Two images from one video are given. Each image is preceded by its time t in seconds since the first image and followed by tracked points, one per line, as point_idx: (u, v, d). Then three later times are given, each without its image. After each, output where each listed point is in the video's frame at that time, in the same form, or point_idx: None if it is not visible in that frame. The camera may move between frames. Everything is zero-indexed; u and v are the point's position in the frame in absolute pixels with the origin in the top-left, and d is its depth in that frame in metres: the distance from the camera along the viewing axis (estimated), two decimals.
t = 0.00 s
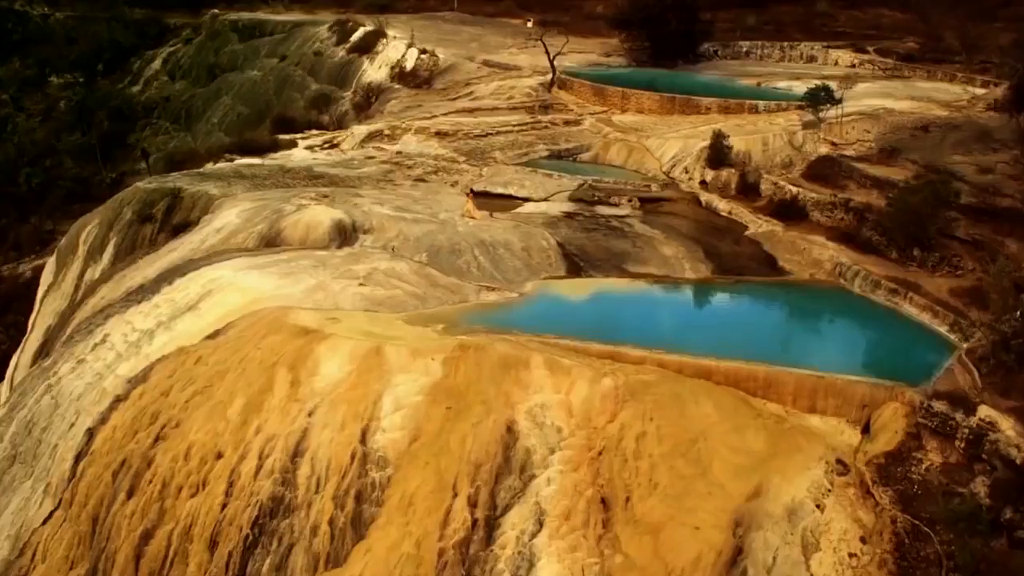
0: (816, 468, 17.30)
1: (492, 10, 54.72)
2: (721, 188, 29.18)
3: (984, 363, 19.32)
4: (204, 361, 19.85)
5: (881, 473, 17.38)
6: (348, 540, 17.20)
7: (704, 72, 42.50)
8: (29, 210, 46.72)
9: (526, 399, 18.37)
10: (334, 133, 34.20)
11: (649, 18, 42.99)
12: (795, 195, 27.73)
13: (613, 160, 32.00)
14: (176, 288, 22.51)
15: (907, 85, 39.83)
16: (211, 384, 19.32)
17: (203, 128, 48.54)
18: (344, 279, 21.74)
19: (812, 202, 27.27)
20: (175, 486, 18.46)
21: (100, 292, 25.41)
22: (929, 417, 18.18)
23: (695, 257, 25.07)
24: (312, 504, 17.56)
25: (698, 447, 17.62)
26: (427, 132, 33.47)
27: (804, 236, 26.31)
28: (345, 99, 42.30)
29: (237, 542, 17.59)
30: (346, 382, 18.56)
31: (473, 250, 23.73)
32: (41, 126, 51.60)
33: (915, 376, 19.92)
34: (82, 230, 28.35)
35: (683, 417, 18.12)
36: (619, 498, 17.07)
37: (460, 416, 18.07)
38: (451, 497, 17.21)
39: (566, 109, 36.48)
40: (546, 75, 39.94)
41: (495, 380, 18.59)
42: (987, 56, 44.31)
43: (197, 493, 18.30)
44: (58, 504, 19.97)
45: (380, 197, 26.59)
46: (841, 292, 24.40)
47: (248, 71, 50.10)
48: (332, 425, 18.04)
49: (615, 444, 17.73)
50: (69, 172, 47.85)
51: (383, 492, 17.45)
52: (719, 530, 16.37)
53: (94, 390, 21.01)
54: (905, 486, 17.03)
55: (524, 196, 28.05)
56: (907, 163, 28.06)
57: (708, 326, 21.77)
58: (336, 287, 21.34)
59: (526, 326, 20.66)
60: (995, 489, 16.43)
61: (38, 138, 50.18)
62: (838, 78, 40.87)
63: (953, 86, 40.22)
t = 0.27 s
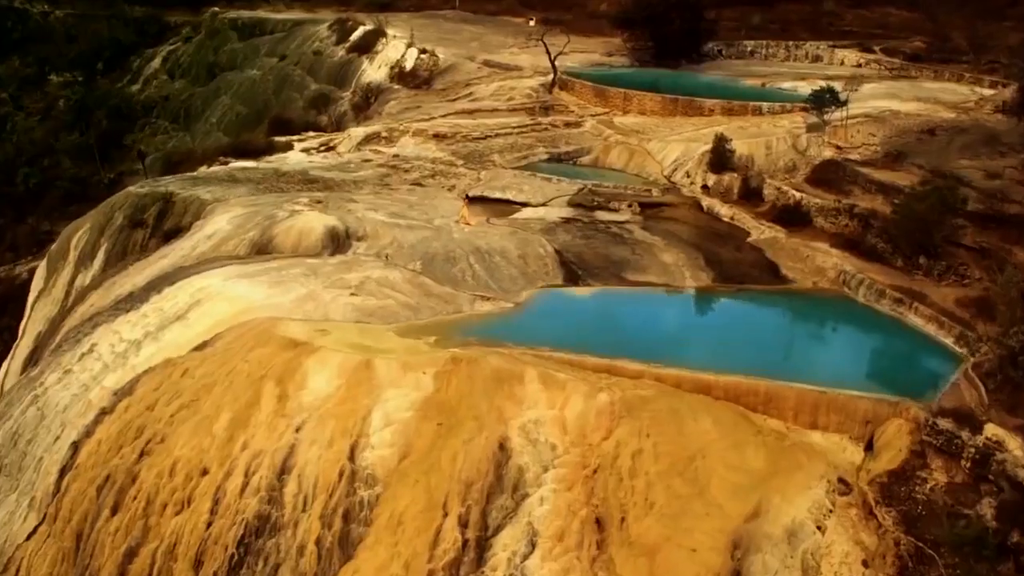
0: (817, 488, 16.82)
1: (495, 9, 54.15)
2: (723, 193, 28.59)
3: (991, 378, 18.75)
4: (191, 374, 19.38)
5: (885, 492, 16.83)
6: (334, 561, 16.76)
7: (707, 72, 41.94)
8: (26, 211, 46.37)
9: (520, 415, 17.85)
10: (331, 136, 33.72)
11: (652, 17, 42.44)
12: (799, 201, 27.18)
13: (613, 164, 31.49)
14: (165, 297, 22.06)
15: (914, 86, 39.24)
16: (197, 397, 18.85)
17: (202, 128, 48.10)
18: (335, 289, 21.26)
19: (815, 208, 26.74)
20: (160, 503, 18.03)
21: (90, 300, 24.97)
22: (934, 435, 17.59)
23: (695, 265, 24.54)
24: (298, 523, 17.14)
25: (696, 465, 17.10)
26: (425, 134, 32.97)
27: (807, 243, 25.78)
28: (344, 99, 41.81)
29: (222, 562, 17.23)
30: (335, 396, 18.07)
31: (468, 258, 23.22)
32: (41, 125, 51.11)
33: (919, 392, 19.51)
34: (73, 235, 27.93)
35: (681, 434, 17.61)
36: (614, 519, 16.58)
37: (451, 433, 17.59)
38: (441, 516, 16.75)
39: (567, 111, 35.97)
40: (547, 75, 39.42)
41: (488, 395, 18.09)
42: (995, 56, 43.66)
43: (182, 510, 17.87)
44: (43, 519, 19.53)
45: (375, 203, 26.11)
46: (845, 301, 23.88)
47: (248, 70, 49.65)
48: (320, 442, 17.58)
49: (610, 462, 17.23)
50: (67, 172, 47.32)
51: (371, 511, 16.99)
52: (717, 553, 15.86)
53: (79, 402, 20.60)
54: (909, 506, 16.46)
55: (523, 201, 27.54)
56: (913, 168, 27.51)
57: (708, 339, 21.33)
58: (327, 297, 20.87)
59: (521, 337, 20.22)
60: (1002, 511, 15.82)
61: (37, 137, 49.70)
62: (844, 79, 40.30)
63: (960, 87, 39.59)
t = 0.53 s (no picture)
0: (819, 509, 16.36)
1: (497, 6, 53.57)
2: (725, 198, 28.02)
3: (999, 395, 18.17)
4: (177, 387, 18.93)
5: (887, 514, 16.25)
6: None
7: (711, 72, 41.38)
8: (25, 211, 45.34)
9: (512, 431, 17.36)
10: (327, 138, 33.22)
11: (655, 16, 41.93)
12: (802, 207, 26.64)
13: (613, 167, 30.93)
14: (153, 306, 21.61)
15: (921, 87, 38.61)
16: (183, 412, 18.40)
17: (201, 128, 47.71)
18: (325, 299, 20.80)
19: (818, 214, 26.19)
20: (144, 520, 17.61)
21: (79, 307, 24.52)
22: (939, 454, 16.97)
23: (696, 272, 23.99)
24: (284, 543, 16.75)
25: (693, 485, 16.58)
26: (423, 136, 32.45)
27: (810, 250, 25.27)
28: (343, 99, 41.34)
29: None
30: (322, 412, 17.60)
31: (463, 266, 22.72)
32: (39, 124, 50.61)
33: (924, 408, 19.03)
34: (64, 240, 27.51)
35: (678, 452, 17.06)
36: (608, 540, 16.10)
37: (441, 450, 17.11)
38: (431, 537, 16.31)
39: (567, 112, 35.42)
40: (548, 75, 38.87)
41: (480, 411, 17.59)
42: (1003, 56, 43.03)
43: (166, 529, 17.44)
44: (27, 535, 19.09)
45: (369, 208, 25.63)
46: (848, 311, 23.35)
47: (247, 70, 49.21)
48: (307, 460, 17.13)
49: (605, 482, 16.73)
50: (65, 172, 46.57)
51: (359, 532, 16.55)
52: None
53: (65, 415, 20.18)
54: (913, 528, 15.89)
55: (521, 207, 27.02)
56: (919, 173, 26.94)
57: (708, 352, 20.88)
58: (317, 307, 20.41)
59: (517, 350, 19.75)
60: (1009, 535, 15.32)
61: (35, 136, 49.12)
62: (850, 79, 39.69)
63: (968, 88, 38.95)
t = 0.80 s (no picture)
0: (819, 531, 15.84)
1: (499, 5, 52.98)
2: (727, 204, 27.46)
3: (1005, 412, 17.68)
4: (162, 402, 18.50)
5: (891, 536, 15.67)
6: None
7: (714, 73, 40.80)
8: (22, 211, 44.67)
9: (504, 449, 16.87)
10: (324, 140, 32.72)
11: (657, 15, 41.37)
12: (806, 212, 26.11)
13: (613, 170, 30.37)
14: (139, 316, 21.15)
15: (927, 87, 37.97)
16: (167, 427, 17.96)
17: (199, 128, 47.31)
18: (315, 310, 20.32)
19: (822, 220, 25.65)
20: (126, 539, 17.19)
21: (67, 315, 24.08)
22: (943, 474, 16.45)
23: (696, 281, 23.45)
24: (269, 564, 16.32)
25: (689, 505, 16.03)
26: (421, 139, 31.92)
27: (813, 257, 24.74)
28: (342, 99, 40.84)
29: None
30: (309, 429, 17.14)
31: (457, 274, 22.21)
32: (38, 122, 50.14)
33: (928, 424, 18.49)
34: (54, 245, 27.11)
35: (674, 471, 16.53)
36: (601, 563, 15.59)
37: (430, 469, 16.64)
38: (419, 559, 15.86)
39: (567, 114, 34.88)
40: (549, 75, 38.33)
41: (470, 428, 17.11)
42: (1011, 56, 42.40)
43: (148, 548, 17.01)
44: (8, 552, 18.65)
45: (363, 214, 25.12)
46: (851, 320, 22.81)
47: (247, 69, 48.77)
48: (293, 478, 16.69)
49: (599, 501, 16.20)
50: (62, 172, 45.85)
51: (345, 553, 16.10)
52: None
53: (49, 428, 19.76)
54: (917, 552, 15.37)
55: (518, 212, 26.52)
56: (925, 178, 26.39)
57: (706, 365, 20.35)
58: (307, 318, 19.94)
59: (510, 363, 19.27)
60: (1016, 562, 15.05)
61: (33, 134, 48.50)
62: (855, 80, 39.07)
63: (975, 88, 38.32)
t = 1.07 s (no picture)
0: (818, 555, 15.32)
1: (501, 3, 52.49)
2: (728, 209, 26.93)
3: (1012, 432, 17.16)
4: (146, 416, 18.08)
5: (892, 560, 15.34)
6: None
7: (718, 73, 40.25)
8: (19, 212, 43.94)
9: (495, 468, 16.40)
10: (319, 142, 32.26)
11: (660, 14, 40.57)
12: (809, 219, 25.60)
13: (613, 174, 29.87)
14: (126, 326, 20.71)
15: (934, 88, 37.39)
16: (150, 443, 17.52)
17: (198, 127, 46.92)
18: (304, 321, 19.87)
19: (825, 226, 25.13)
20: (107, 559, 16.75)
21: (54, 323, 23.66)
22: (948, 496, 15.86)
23: (695, 290, 22.92)
24: None
25: (685, 527, 15.54)
26: (418, 141, 31.45)
27: (816, 265, 24.23)
28: (340, 99, 40.38)
29: None
30: (294, 447, 16.68)
31: (451, 283, 21.72)
32: (36, 122, 49.71)
33: (933, 441, 17.88)
34: (44, 249, 26.73)
35: (670, 491, 16.03)
36: None
37: (419, 489, 16.16)
38: None
39: (568, 116, 34.37)
40: (549, 76, 37.81)
41: (460, 446, 16.64)
42: (1019, 55, 41.81)
43: (130, 568, 16.56)
44: None
45: (356, 220, 24.64)
46: (855, 332, 22.26)
47: (245, 67, 48.37)
48: (278, 497, 16.25)
49: (592, 523, 15.71)
50: (60, 171, 45.03)
51: None
52: None
53: (32, 441, 19.34)
54: None
55: (515, 218, 26.06)
56: (931, 184, 25.86)
57: (704, 380, 19.77)
58: (295, 330, 19.49)
59: (504, 377, 18.76)
60: None
61: (32, 134, 48.18)
62: (861, 80, 38.49)
63: (983, 89, 37.73)
